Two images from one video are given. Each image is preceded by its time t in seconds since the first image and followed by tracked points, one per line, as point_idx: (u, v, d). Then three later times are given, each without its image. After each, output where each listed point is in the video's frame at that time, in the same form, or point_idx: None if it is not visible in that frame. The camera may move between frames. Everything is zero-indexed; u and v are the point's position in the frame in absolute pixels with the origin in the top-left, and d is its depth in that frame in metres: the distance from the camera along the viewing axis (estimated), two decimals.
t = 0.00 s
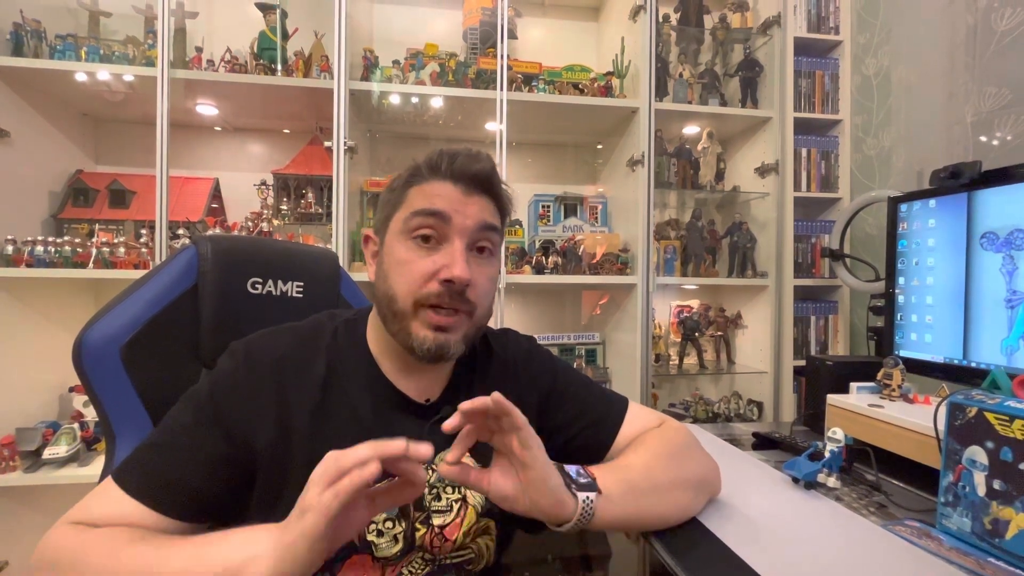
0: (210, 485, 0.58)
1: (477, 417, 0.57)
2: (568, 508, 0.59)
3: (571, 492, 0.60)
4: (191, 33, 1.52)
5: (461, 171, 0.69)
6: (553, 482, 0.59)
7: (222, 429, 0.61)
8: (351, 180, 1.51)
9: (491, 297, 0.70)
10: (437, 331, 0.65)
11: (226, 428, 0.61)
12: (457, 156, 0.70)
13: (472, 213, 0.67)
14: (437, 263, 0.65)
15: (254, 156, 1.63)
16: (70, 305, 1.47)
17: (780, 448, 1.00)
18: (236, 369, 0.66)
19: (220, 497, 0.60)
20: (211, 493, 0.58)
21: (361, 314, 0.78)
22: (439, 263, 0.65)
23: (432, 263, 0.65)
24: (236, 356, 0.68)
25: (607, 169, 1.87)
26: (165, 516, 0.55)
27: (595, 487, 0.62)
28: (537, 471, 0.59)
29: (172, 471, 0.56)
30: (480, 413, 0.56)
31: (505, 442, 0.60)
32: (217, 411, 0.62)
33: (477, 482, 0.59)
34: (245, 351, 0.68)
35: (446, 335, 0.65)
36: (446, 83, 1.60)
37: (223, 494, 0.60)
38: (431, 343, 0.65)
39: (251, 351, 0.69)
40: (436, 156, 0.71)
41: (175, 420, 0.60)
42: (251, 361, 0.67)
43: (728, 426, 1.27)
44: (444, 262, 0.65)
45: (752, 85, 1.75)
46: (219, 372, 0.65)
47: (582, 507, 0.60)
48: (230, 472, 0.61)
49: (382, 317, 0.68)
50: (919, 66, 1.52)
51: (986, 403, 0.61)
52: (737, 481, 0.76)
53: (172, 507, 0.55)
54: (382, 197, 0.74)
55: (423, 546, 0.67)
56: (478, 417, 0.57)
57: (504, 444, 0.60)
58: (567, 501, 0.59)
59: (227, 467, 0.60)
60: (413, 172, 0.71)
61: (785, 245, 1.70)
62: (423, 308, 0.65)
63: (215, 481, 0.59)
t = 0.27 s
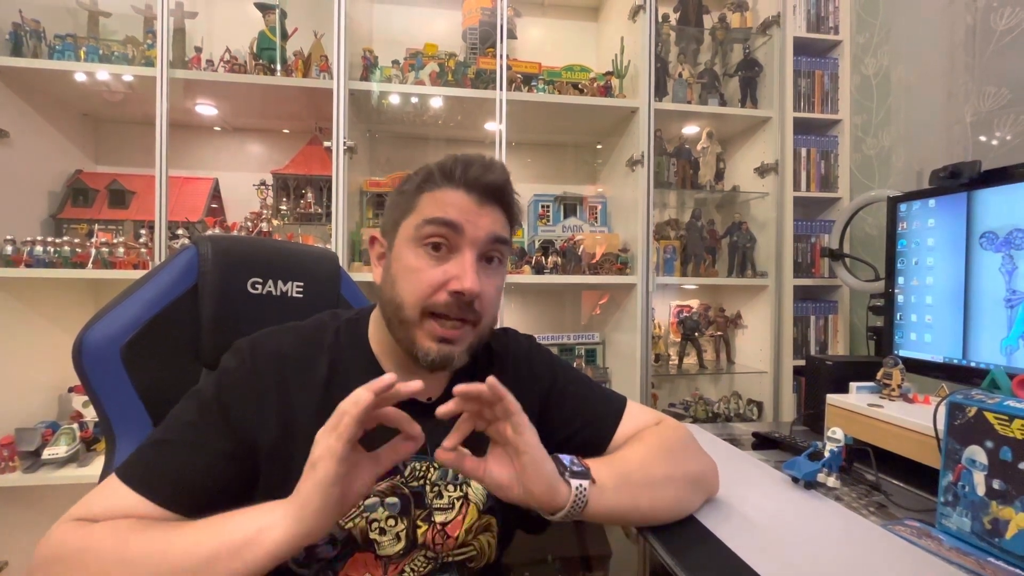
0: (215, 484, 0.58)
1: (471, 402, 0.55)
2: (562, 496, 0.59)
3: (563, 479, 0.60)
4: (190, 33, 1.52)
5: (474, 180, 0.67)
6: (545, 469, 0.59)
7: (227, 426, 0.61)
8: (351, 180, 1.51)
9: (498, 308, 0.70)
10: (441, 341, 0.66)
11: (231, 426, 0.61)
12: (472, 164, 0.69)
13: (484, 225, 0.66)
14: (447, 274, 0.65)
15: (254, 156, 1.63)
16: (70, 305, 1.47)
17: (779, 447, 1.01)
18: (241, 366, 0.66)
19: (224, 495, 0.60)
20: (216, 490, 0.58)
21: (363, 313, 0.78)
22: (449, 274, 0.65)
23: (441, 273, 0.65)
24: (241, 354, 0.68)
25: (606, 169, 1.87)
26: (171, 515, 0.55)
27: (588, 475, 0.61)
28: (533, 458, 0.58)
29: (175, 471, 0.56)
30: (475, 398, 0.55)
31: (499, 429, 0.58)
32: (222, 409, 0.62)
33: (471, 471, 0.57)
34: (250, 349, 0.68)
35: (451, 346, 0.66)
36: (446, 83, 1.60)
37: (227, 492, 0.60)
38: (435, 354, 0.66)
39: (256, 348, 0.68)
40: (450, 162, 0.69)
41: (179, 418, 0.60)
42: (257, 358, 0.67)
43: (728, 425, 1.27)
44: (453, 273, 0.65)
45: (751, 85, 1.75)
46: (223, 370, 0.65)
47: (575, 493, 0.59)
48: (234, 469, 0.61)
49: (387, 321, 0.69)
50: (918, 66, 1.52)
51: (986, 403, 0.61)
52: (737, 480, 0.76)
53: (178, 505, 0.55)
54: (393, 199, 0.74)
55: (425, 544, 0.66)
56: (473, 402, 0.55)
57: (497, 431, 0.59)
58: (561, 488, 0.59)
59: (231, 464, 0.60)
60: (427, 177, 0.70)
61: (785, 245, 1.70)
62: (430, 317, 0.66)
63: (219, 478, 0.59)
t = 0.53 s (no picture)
0: (218, 487, 0.58)
1: (472, 418, 0.56)
2: (567, 507, 0.59)
3: (569, 491, 0.60)
4: (190, 35, 1.52)
5: (473, 178, 0.68)
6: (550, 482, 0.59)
7: (229, 428, 0.61)
8: (351, 182, 1.51)
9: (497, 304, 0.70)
10: (444, 335, 0.66)
11: (233, 428, 0.62)
12: (470, 162, 0.70)
13: (484, 221, 0.67)
14: (448, 269, 0.65)
15: (254, 157, 1.64)
16: (69, 307, 1.47)
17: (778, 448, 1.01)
18: (243, 368, 0.66)
19: (228, 497, 0.60)
20: (219, 492, 0.58)
21: (364, 314, 0.78)
22: (449, 269, 0.65)
23: (443, 269, 0.65)
24: (241, 356, 0.68)
25: (606, 170, 1.87)
26: (173, 519, 0.55)
27: (593, 487, 0.61)
28: (534, 472, 0.58)
29: (176, 475, 0.56)
30: (474, 416, 0.56)
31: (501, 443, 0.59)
32: (224, 411, 0.62)
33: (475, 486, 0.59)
34: (250, 350, 0.68)
35: (453, 339, 0.66)
36: (446, 85, 1.61)
37: (231, 494, 0.60)
38: (438, 347, 0.65)
39: (257, 350, 0.69)
40: (448, 161, 0.70)
41: (180, 421, 0.60)
42: (257, 360, 0.67)
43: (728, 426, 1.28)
44: (455, 268, 0.65)
45: (750, 87, 1.75)
46: (224, 373, 0.65)
47: (580, 506, 0.59)
48: (238, 471, 0.61)
49: (388, 318, 0.68)
50: (917, 68, 1.52)
51: (984, 404, 0.61)
52: (736, 481, 0.76)
53: (180, 507, 0.55)
54: (391, 198, 0.74)
55: (425, 549, 0.67)
56: (473, 417, 0.56)
57: (501, 445, 0.59)
58: (566, 500, 0.59)
59: (235, 466, 0.60)
60: (425, 176, 0.70)
61: (784, 246, 1.70)
62: (432, 313, 0.66)
63: (223, 481, 0.59)
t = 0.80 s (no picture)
0: (223, 485, 0.58)
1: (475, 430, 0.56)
2: (567, 518, 0.59)
3: (570, 504, 0.60)
4: (190, 35, 1.52)
5: (466, 171, 0.69)
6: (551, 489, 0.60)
7: (235, 426, 0.61)
8: (351, 182, 1.51)
9: (495, 293, 0.71)
10: (443, 326, 0.66)
11: (239, 425, 0.62)
12: (462, 155, 0.70)
13: (478, 211, 0.68)
14: (445, 259, 0.65)
15: (253, 157, 1.64)
16: (69, 306, 1.47)
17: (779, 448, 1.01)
18: (246, 366, 0.66)
19: (233, 495, 0.60)
20: (225, 490, 0.58)
21: (366, 313, 0.78)
22: (446, 260, 0.65)
23: (439, 259, 0.66)
24: (244, 354, 0.68)
25: (606, 170, 1.87)
26: (180, 517, 0.55)
27: (594, 497, 0.61)
28: (537, 481, 0.59)
29: (181, 474, 0.56)
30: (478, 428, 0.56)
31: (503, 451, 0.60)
32: (228, 409, 0.62)
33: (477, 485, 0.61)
34: (253, 348, 0.68)
35: (452, 330, 0.66)
36: (446, 85, 1.61)
37: (235, 492, 0.60)
38: (437, 338, 0.65)
39: (260, 348, 0.69)
40: (440, 155, 0.70)
41: (185, 418, 0.60)
42: (260, 358, 0.67)
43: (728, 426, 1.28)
44: (451, 257, 0.65)
45: (750, 87, 1.75)
46: (227, 371, 0.65)
47: (580, 516, 0.59)
48: (242, 470, 0.61)
49: (387, 313, 0.68)
50: (917, 68, 1.52)
51: (984, 403, 0.61)
52: (737, 481, 0.76)
53: (184, 507, 0.55)
54: (385, 197, 0.74)
55: (427, 545, 0.67)
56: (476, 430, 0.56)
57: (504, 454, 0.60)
58: (565, 511, 0.59)
59: (239, 464, 0.60)
60: (418, 172, 0.71)
61: (784, 246, 1.70)
62: (431, 304, 0.66)
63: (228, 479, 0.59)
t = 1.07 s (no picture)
0: (229, 485, 0.58)
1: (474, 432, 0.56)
2: (564, 519, 0.59)
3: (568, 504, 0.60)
4: (191, 35, 1.53)
5: (468, 174, 0.69)
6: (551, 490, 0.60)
7: (240, 425, 0.61)
8: (351, 182, 1.51)
9: (495, 296, 0.71)
10: (442, 327, 0.65)
11: (243, 425, 0.62)
12: (465, 159, 0.70)
13: (479, 215, 0.68)
14: (445, 260, 0.65)
15: (254, 158, 1.64)
16: (69, 306, 1.47)
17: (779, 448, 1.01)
18: (251, 366, 0.66)
19: (239, 495, 0.60)
20: (229, 491, 0.58)
21: (367, 313, 0.78)
22: (446, 261, 0.65)
23: (439, 260, 0.66)
24: (247, 354, 0.68)
25: (606, 170, 1.87)
26: (187, 516, 0.55)
27: (592, 499, 0.61)
28: (534, 485, 0.59)
29: (187, 475, 0.56)
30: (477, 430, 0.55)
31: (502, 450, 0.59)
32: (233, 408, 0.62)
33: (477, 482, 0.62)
34: (256, 348, 0.68)
35: (451, 331, 0.66)
36: (446, 85, 1.61)
37: (241, 492, 0.60)
38: (435, 338, 0.65)
39: (263, 348, 0.69)
40: (444, 158, 0.70)
41: (190, 419, 0.60)
42: (263, 358, 0.67)
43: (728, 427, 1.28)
44: (451, 259, 0.65)
45: (750, 87, 1.75)
46: (231, 371, 0.65)
47: (578, 518, 0.60)
48: (246, 469, 0.61)
49: (387, 313, 0.68)
50: (917, 68, 1.52)
51: (985, 404, 0.61)
52: (738, 481, 0.76)
53: (190, 507, 0.56)
54: (389, 198, 0.74)
55: (428, 544, 0.67)
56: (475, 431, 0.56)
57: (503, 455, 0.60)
58: (563, 510, 0.60)
59: (243, 464, 0.60)
60: (421, 174, 0.71)
61: (785, 246, 1.70)
62: (430, 304, 0.66)
63: (233, 479, 0.59)
